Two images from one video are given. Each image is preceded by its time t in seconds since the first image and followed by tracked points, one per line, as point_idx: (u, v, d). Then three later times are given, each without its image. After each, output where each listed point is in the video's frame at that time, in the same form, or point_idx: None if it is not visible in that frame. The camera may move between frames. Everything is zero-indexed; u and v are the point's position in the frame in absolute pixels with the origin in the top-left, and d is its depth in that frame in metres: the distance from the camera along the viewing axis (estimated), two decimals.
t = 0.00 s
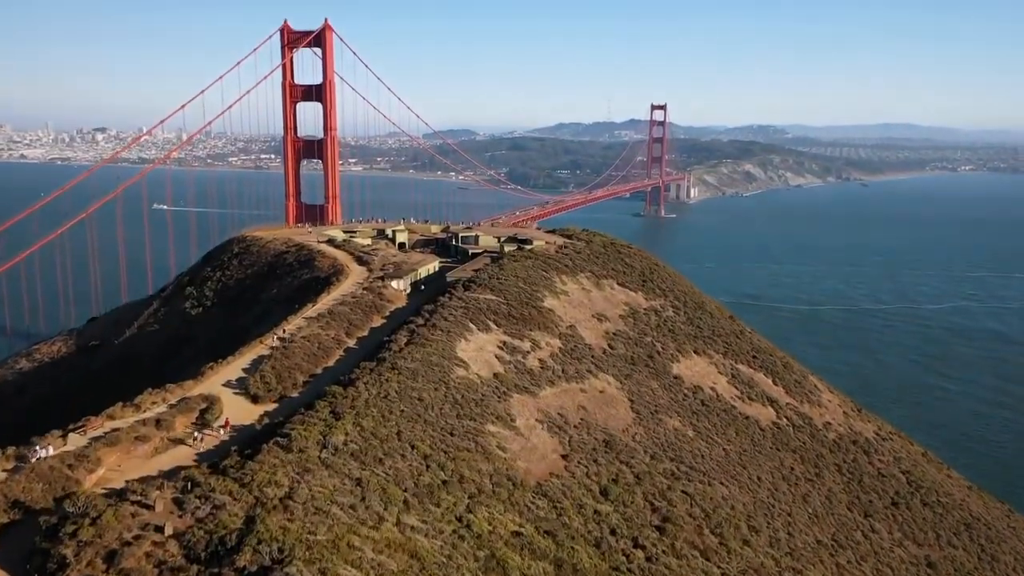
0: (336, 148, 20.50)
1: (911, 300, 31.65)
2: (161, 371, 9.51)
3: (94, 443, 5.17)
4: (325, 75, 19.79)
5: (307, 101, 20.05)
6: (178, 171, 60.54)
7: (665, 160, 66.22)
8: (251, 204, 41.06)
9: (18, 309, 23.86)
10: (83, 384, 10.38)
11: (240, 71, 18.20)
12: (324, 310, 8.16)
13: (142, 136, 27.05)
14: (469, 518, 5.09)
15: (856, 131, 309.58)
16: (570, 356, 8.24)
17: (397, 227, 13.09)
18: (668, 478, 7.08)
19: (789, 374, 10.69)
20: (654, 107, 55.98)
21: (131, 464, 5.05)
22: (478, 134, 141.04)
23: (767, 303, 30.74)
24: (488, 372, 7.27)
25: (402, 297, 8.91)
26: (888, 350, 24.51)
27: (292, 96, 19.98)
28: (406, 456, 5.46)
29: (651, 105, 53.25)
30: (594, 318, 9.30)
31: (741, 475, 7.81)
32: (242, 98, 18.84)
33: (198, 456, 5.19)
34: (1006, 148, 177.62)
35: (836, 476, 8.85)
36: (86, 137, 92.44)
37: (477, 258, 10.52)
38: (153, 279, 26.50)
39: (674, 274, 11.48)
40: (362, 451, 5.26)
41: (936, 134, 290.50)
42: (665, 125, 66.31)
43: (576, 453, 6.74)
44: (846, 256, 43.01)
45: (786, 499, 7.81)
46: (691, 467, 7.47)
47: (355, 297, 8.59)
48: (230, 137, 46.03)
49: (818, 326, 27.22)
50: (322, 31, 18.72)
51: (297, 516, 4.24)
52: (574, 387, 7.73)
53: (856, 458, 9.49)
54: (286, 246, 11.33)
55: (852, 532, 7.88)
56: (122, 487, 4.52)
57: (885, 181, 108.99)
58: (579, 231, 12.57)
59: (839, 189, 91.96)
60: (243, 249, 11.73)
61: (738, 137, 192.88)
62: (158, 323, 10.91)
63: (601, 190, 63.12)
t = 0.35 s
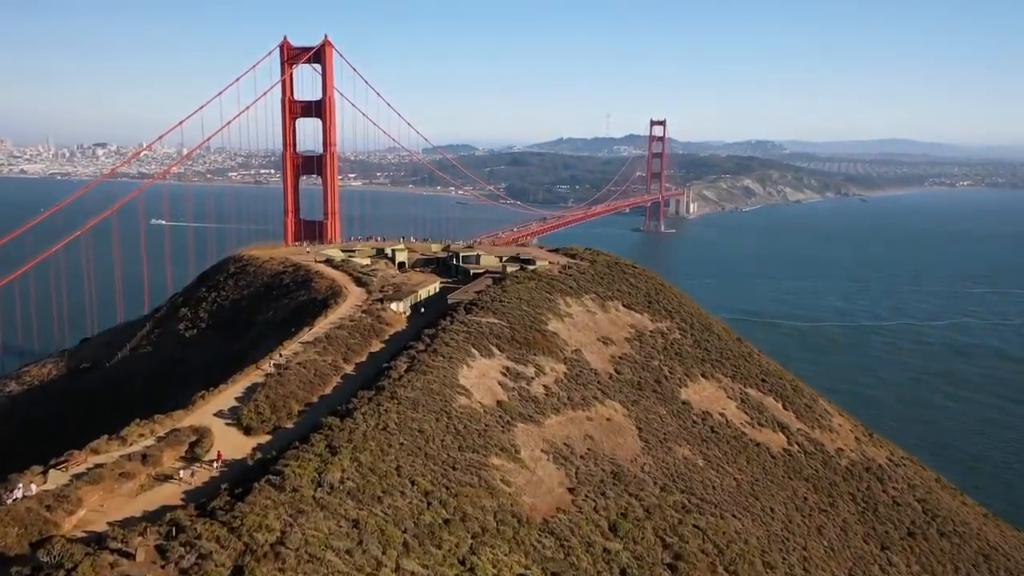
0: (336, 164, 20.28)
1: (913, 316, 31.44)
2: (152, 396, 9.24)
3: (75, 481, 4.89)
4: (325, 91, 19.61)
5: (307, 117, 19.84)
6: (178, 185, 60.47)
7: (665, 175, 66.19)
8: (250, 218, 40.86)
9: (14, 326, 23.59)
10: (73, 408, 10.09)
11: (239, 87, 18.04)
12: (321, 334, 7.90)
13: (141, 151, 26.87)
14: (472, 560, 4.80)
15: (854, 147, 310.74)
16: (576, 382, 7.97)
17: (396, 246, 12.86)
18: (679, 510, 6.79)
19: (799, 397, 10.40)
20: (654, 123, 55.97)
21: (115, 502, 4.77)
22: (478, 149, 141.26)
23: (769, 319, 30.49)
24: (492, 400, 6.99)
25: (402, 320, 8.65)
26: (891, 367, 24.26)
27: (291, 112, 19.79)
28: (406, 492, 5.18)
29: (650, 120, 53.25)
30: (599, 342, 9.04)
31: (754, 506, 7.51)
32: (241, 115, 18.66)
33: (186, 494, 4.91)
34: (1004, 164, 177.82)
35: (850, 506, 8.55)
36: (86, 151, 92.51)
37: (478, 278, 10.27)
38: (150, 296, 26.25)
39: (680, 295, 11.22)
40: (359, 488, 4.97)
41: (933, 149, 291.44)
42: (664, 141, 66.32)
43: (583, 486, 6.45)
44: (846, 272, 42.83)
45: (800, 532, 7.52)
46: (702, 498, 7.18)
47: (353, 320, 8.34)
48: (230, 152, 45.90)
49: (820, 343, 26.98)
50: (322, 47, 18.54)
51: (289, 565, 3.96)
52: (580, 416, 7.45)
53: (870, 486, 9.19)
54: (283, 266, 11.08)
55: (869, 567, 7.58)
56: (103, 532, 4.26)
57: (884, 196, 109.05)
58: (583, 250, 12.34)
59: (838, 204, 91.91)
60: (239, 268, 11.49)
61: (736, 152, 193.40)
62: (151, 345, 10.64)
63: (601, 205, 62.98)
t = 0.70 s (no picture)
0: (336, 180, 20.06)
1: (916, 333, 31.15)
2: (144, 421, 8.95)
3: (56, 523, 4.62)
4: (326, 107, 19.43)
5: (307, 133, 19.64)
6: (178, 200, 60.35)
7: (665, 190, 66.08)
8: (250, 233, 40.64)
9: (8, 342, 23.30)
10: (63, 433, 9.80)
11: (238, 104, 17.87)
12: (319, 359, 7.63)
13: (141, 166, 26.68)
14: None
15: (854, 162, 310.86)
16: (582, 409, 7.69)
17: (396, 264, 12.62)
18: (691, 546, 6.49)
19: (811, 422, 10.11)
20: (654, 139, 55.90)
21: (97, 546, 4.49)
22: (478, 164, 141.28)
23: (772, 335, 30.20)
24: (495, 430, 6.71)
25: (402, 344, 8.38)
26: (896, 384, 23.97)
27: (291, 128, 19.60)
28: (406, 532, 4.89)
29: (650, 135, 53.14)
30: (605, 366, 8.76)
31: (768, 540, 7.21)
32: (239, 131, 18.47)
33: (173, 537, 4.63)
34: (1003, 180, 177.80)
35: (866, 537, 8.24)
36: (87, 166, 92.49)
37: (481, 300, 10.03)
38: (148, 313, 25.97)
39: (687, 316, 10.97)
40: (357, 530, 4.69)
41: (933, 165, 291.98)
42: (664, 156, 66.27)
43: (592, 521, 6.16)
44: (848, 287, 42.59)
45: (816, 567, 7.22)
46: (714, 532, 6.89)
47: (351, 343, 8.08)
48: (231, 167, 45.79)
49: (823, 359, 26.70)
50: (323, 63, 18.36)
51: None
52: (587, 446, 7.17)
53: (886, 516, 8.89)
54: (280, 286, 10.82)
55: None
56: None
57: (883, 212, 108.94)
58: (588, 270, 12.13)
59: (838, 219, 91.77)
60: (236, 288, 11.22)
61: (735, 168, 193.62)
62: (145, 367, 10.36)
63: (601, 220, 62.82)
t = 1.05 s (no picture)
0: (335, 196, 19.83)
1: (920, 350, 30.85)
2: (135, 450, 8.65)
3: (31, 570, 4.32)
4: (326, 123, 19.22)
5: (307, 149, 19.41)
6: (178, 215, 60.25)
7: (665, 206, 65.93)
8: (249, 248, 40.43)
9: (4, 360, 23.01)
10: (51, 461, 9.47)
11: (237, 119, 17.67)
12: (315, 386, 7.34)
13: (140, 182, 26.50)
14: None
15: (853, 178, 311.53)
16: (589, 438, 7.38)
17: (395, 284, 12.35)
18: None
19: (824, 449, 9.80)
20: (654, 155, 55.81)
21: None
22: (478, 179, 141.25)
23: (775, 352, 29.91)
24: (499, 462, 6.40)
25: (402, 370, 8.10)
26: (901, 402, 23.61)
27: (290, 144, 19.38)
28: None
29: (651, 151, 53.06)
30: (612, 392, 8.45)
31: None
32: (238, 147, 18.25)
33: None
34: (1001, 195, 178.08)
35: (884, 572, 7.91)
36: (87, 182, 92.57)
37: (484, 321, 9.75)
38: (145, 330, 25.69)
39: (695, 337, 10.68)
40: None
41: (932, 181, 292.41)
42: (664, 172, 66.19)
43: (601, 560, 5.84)
44: (849, 304, 42.31)
45: None
46: (729, 570, 6.56)
47: (348, 368, 7.79)
48: (231, 183, 45.62)
49: (828, 376, 26.37)
50: (323, 79, 18.17)
51: None
52: (595, 477, 6.85)
53: (904, 548, 8.56)
54: (276, 308, 10.54)
55: None
56: None
57: (883, 228, 108.80)
58: (592, 290, 11.84)
59: (838, 235, 91.66)
60: (231, 309, 10.94)
61: (734, 183, 193.93)
62: (136, 391, 10.05)
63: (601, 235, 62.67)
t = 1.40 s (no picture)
0: (335, 209, 19.64)
1: (923, 364, 30.57)
2: (126, 474, 8.37)
3: None
4: (327, 136, 19.05)
5: (307, 161, 19.23)
6: (178, 227, 60.18)
7: (665, 218, 65.77)
8: (249, 261, 40.26)
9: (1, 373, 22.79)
10: (41, 483, 9.19)
11: (236, 132, 17.50)
12: (312, 409, 7.08)
13: (140, 194, 26.35)
14: None
15: (853, 190, 311.89)
16: (595, 463, 7.12)
17: (395, 300, 12.11)
18: None
19: (835, 472, 9.53)
20: (654, 167, 55.80)
21: None
22: (478, 191, 141.28)
23: (777, 365, 29.67)
24: (503, 489, 6.14)
25: (402, 391, 7.85)
26: (906, 417, 23.30)
27: (290, 157, 19.20)
28: None
29: (651, 163, 52.92)
30: (619, 413, 8.20)
31: None
32: (237, 160, 18.07)
33: None
34: (1000, 208, 178.04)
35: None
36: (88, 194, 92.58)
37: (486, 340, 9.51)
38: (143, 344, 25.47)
39: (702, 355, 10.43)
40: None
41: (932, 194, 292.75)
42: (664, 184, 66.08)
43: None
44: (850, 317, 42.06)
45: None
46: None
47: (346, 390, 7.53)
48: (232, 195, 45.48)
49: (831, 390, 26.08)
50: (323, 91, 18.00)
51: None
52: (602, 505, 6.59)
53: None
54: (273, 325, 10.29)
55: None
56: None
57: (883, 240, 108.65)
58: (596, 307, 11.61)
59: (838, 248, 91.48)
60: (227, 326, 10.70)
61: (734, 196, 194.10)
62: (129, 411, 9.78)
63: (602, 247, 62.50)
